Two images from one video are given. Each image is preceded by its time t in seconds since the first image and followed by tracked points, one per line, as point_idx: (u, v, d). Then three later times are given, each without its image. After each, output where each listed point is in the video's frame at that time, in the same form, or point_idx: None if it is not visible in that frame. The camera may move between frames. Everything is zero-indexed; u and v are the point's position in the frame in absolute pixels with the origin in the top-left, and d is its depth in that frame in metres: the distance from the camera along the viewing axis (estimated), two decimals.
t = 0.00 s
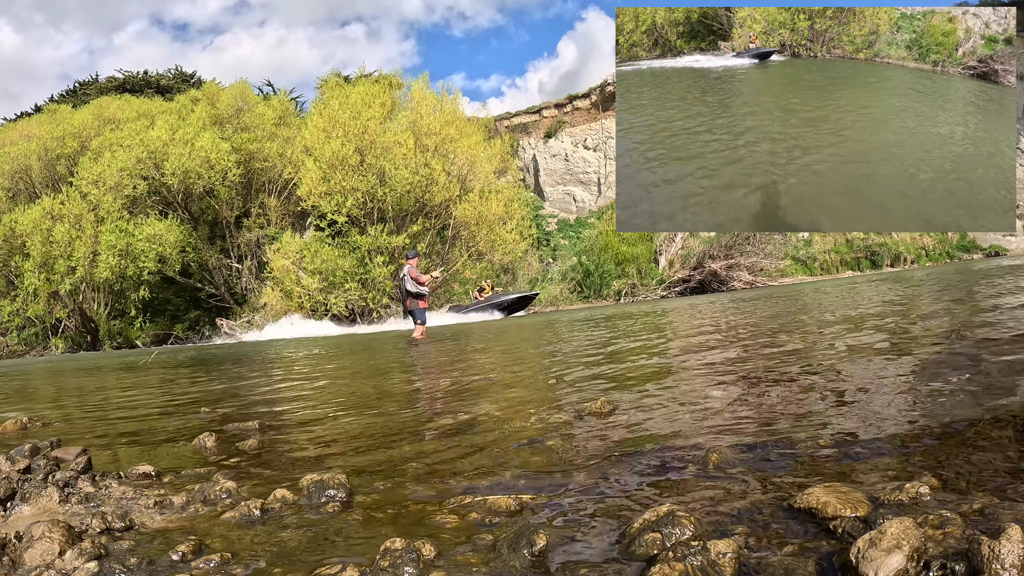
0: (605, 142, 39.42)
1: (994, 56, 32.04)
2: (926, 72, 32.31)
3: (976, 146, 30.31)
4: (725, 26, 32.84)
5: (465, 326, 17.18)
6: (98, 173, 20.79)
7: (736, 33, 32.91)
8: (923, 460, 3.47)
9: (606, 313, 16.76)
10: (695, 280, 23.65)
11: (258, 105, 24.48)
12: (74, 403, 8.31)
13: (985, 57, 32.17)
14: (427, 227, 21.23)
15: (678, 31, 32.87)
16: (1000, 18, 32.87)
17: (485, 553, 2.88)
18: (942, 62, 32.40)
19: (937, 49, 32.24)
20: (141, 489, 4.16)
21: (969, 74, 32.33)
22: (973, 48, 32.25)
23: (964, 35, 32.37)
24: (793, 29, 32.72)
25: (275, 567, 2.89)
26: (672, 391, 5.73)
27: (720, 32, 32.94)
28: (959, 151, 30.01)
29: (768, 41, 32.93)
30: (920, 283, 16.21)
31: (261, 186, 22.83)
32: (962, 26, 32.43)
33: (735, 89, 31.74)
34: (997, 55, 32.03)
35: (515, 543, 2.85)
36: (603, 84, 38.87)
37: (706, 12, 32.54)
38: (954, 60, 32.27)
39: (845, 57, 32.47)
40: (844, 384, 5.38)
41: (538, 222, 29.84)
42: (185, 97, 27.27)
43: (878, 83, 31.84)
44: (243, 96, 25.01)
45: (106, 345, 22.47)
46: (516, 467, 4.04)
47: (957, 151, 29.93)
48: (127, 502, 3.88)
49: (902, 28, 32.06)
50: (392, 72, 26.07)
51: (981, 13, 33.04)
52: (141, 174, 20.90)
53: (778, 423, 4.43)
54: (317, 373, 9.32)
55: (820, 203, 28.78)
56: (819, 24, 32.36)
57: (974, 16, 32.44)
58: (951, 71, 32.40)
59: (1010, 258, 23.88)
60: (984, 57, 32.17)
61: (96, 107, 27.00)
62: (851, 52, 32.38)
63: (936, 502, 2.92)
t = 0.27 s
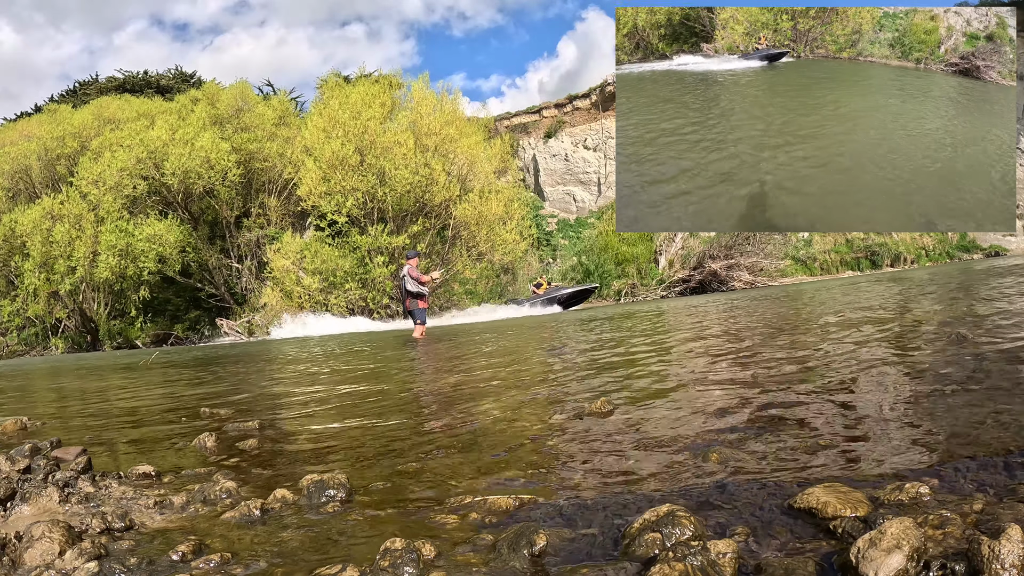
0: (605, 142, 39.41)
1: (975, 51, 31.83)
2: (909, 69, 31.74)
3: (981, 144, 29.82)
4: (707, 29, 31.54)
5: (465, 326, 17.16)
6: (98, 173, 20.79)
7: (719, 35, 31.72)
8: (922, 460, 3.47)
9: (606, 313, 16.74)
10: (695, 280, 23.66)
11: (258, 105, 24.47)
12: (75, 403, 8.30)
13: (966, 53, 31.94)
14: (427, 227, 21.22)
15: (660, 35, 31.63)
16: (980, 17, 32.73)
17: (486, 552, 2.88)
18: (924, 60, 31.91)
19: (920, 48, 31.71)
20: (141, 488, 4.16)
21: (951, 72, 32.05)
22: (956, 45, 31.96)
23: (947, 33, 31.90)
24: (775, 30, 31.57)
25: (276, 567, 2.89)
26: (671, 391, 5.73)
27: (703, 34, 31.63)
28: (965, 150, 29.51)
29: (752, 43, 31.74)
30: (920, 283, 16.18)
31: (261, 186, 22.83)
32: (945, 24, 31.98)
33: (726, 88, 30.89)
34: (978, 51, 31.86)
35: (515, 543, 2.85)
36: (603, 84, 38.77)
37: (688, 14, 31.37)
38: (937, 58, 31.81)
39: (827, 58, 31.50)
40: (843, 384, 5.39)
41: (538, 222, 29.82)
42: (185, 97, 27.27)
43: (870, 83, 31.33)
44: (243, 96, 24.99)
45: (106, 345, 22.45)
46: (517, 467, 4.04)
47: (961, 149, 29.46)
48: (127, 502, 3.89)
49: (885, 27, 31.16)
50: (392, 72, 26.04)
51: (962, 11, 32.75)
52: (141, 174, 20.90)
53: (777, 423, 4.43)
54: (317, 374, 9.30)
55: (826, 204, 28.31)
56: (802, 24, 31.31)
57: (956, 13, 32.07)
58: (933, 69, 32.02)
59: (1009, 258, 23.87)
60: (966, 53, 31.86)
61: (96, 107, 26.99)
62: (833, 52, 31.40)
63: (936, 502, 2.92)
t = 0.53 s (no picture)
0: (606, 142, 39.43)
1: (955, 48, 31.08)
2: (890, 66, 30.80)
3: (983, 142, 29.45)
4: (687, 30, 30.20)
5: (465, 326, 17.15)
6: (98, 173, 20.79)
7: (699, 37, 30.19)
8: (922, 459, 3.47)
9: (606, 313, 16.73)
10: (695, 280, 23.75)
11: (258, 105, 24.46)
12: (75, 403, 8.29)
13: (946, 49, 31.14)
14: (427, 227, 21.23)
15: (638, 38, 30.58)
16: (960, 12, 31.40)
17: (486, 553, 2.88)
18: (905, 58, 30.93)
19: (899, 45, 30.79)
20: (141, 488, 4.16)
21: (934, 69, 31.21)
22: (935, 41, 30.99)
23: (926, 30, 30.93)
24: (755, 31, 30.84)
25: (276, 567, 2.89)
26: (671, 391, 5.73)
27: (682, 36, 30.25)
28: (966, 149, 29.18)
29: (731, 45, 30.47)
30: (920, 283, 16.15)
31: (261, 186, 22.83)
32: (923, 22, 31.06)
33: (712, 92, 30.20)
34: (958, 47, 31.08)
35: (515, 543, 2.85)
36: (603, 83, 38.75)
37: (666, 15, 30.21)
38: (917, 55, 30.85)
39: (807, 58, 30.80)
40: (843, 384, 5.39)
41: (538, 222, 29.79)
42: (185, 97, 27.26)
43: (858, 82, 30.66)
44: (243, 96, 24.97)
45: (106, 345, 22.41)
46: (517, 467, 4.03)
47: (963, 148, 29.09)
48: (127, 502, 3.89)
49: (865, 26, 30.38)
50: (392, 72, 26.02)
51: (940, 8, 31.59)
52: (141, 174, 20.90)
53: (776, 423, 4.44)
54: (317, 374, 9.29)
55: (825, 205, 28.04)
56: (781, 25, 30.80)
57: (935, 10, 31.17)
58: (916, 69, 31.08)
59: (1008, 258, 23.86)
60: (945, 49, 31.11)
61: (96, 107, 26.98)
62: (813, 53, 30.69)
63: (935, 501, 2.93)
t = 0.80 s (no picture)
0: (605, 142, 39.45)
1: (926, 42, 30.77)
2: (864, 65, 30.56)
3: (971, 139, 29.21)
4: (658, 35, 30.74)
5: (464, 326, 17.12)
6: (98, 173, 20.79)
7: (670, 41, 30.82)
8: (923, 459, 3.47)
9: (606, 313, 16.70)
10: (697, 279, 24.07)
11: (258, 105, 24.47)
12: (76, 403, 8.30)
13: (918, 44, 30.79)
14: (427, 227, 21.23)
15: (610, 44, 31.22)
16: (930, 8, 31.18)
17: (486, 552, 2.88)
18: (878, 54, 30.74)
19: (872, 41, 30.49)
20: (141, 488, 4.16)
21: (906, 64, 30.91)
22: (907, 37, 30.68)
23: (897, 26, 30.64)
24: (728, 33, 30.85)
25: (276, 567, 2.89)
26: (671, 391, 5.73)
27: (653, 41, 30.87)
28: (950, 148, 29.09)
29: (703, 48, 30.79)
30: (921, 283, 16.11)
31: (261, 186, 22.85)
32: (895, 18, 30.65)
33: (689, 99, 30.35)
34: (929, 42, 30.77)
35: (515, 544, 2.85)
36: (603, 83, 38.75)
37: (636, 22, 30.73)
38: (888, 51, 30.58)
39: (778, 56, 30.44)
40: (843, 384, 5.39)
41: (538, 222, 29.75)
42: (185, 97, 27.26)
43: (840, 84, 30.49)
44: (243, 96, 24.98)
45: (106, 345, 22.37)
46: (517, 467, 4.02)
47: (950, 149, 28.94)
48: (127, 502, 3.89)
49: (837, 24, 30.27)
50: (392, 72, 26.03)
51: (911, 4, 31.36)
52: (142, 174, 20.90)
53: (777, 423, 4.43)
54: (316, 374, 9.29)
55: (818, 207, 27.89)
56: (754, 26, 30.85)
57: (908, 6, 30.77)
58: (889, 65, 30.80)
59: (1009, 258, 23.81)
60: (917, 45, 30.79)
61: (96, 107, 26.97)
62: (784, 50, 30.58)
63: (936, 501, 2.92)
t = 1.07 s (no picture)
0: (606, 142, 39.44)
1: (886, 36, 28.87)
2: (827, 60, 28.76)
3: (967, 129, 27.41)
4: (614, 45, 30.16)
5: (465, 326, 17.14)
6: (98, 173, 20.79)
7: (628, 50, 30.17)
8: (923, 459, 3.48)
9: (606, 313, 16.71)
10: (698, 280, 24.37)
11: (258, 105, 24.46)
12: (77, 403, 8.30)
13: (878, 38, 28.94)
14: (427, 227, 21.21)
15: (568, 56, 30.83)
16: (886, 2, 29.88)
17: (485, 553, 2.88)
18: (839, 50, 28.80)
19: (833, 37, 28.72)
20: (142, 488, 4.16)
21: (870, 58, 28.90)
22: (867, 32, 28.92)
23: (858, 21, 28.80)
24: (687, 37, 29.70)
25: (276, 567, 2.89)
26: (672, 390, 5.75)
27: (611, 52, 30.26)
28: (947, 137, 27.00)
29: (662, 55, 29.97)
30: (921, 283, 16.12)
31: (261, 186, 22.85)
32: (854, 14, 28.77)
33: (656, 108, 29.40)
34: (889, 36, 28.89)
35: (515, 543, 2.85)
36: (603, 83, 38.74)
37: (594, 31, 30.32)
38: (852, 47, 28.68)
39: (742, 60, 29.75)
40: (843, 383, 5.40)
41: (539, 222, 29.76)
42: (185, 97, 27.25)
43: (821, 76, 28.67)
44: (243, 96, 24.98)
45: (106, 345, 22.36)
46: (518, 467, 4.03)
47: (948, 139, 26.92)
48: (128, 502, 3.89)
49: (797, 23, 29.29)
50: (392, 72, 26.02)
51: None
52: (141, 174, 20.89)
53: (778, 423, 4.44)
54: (317, 374, 9.29)
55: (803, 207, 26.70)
56: (712, 28, 29.78)
57: None
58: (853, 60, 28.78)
59: (1009, 258, 23.79)
60: (878, 39, 28.95)
61: (96, 107, 26.98)
62: (749, 54, 29.71)
63: (935, 501, 2.93)
